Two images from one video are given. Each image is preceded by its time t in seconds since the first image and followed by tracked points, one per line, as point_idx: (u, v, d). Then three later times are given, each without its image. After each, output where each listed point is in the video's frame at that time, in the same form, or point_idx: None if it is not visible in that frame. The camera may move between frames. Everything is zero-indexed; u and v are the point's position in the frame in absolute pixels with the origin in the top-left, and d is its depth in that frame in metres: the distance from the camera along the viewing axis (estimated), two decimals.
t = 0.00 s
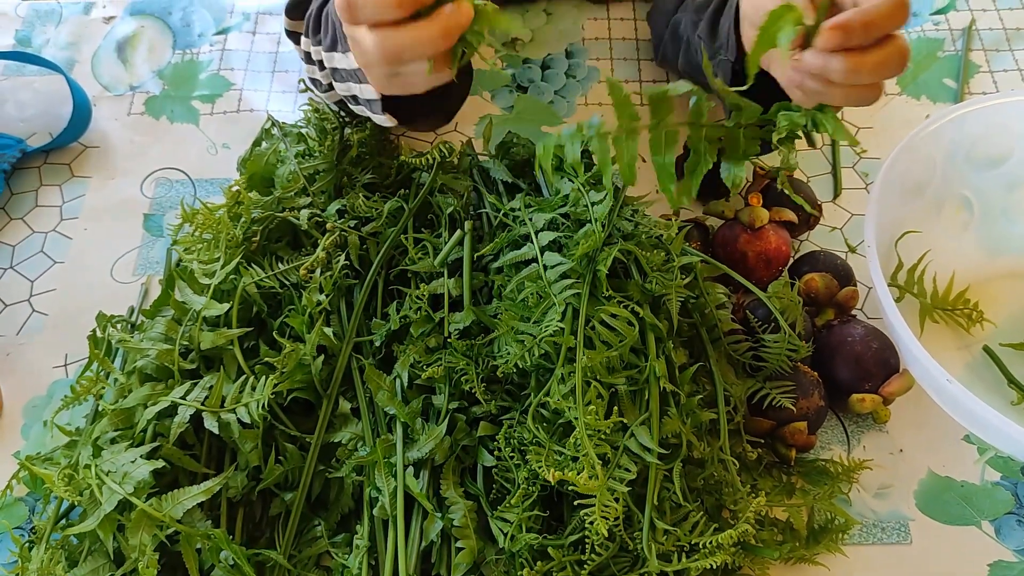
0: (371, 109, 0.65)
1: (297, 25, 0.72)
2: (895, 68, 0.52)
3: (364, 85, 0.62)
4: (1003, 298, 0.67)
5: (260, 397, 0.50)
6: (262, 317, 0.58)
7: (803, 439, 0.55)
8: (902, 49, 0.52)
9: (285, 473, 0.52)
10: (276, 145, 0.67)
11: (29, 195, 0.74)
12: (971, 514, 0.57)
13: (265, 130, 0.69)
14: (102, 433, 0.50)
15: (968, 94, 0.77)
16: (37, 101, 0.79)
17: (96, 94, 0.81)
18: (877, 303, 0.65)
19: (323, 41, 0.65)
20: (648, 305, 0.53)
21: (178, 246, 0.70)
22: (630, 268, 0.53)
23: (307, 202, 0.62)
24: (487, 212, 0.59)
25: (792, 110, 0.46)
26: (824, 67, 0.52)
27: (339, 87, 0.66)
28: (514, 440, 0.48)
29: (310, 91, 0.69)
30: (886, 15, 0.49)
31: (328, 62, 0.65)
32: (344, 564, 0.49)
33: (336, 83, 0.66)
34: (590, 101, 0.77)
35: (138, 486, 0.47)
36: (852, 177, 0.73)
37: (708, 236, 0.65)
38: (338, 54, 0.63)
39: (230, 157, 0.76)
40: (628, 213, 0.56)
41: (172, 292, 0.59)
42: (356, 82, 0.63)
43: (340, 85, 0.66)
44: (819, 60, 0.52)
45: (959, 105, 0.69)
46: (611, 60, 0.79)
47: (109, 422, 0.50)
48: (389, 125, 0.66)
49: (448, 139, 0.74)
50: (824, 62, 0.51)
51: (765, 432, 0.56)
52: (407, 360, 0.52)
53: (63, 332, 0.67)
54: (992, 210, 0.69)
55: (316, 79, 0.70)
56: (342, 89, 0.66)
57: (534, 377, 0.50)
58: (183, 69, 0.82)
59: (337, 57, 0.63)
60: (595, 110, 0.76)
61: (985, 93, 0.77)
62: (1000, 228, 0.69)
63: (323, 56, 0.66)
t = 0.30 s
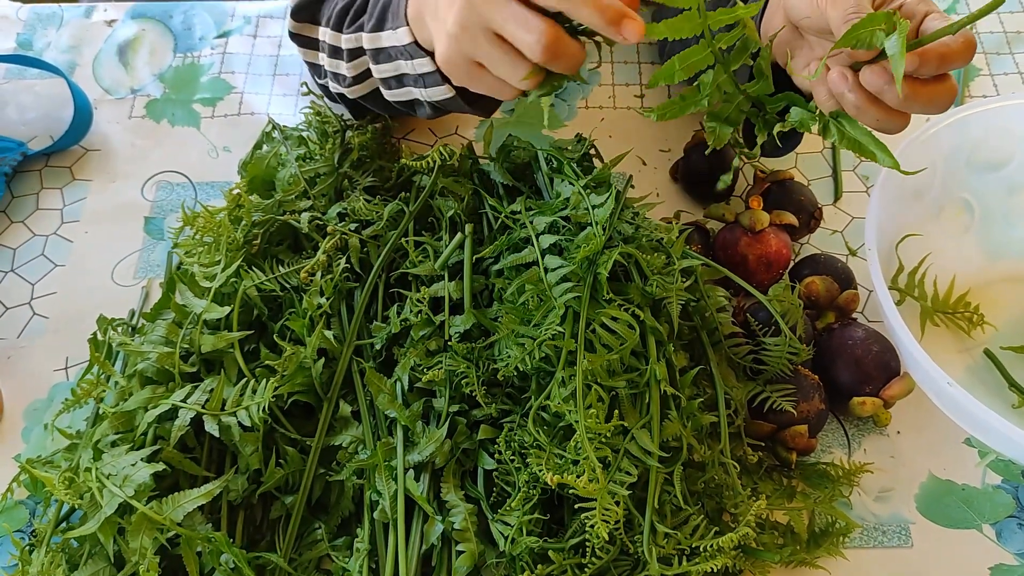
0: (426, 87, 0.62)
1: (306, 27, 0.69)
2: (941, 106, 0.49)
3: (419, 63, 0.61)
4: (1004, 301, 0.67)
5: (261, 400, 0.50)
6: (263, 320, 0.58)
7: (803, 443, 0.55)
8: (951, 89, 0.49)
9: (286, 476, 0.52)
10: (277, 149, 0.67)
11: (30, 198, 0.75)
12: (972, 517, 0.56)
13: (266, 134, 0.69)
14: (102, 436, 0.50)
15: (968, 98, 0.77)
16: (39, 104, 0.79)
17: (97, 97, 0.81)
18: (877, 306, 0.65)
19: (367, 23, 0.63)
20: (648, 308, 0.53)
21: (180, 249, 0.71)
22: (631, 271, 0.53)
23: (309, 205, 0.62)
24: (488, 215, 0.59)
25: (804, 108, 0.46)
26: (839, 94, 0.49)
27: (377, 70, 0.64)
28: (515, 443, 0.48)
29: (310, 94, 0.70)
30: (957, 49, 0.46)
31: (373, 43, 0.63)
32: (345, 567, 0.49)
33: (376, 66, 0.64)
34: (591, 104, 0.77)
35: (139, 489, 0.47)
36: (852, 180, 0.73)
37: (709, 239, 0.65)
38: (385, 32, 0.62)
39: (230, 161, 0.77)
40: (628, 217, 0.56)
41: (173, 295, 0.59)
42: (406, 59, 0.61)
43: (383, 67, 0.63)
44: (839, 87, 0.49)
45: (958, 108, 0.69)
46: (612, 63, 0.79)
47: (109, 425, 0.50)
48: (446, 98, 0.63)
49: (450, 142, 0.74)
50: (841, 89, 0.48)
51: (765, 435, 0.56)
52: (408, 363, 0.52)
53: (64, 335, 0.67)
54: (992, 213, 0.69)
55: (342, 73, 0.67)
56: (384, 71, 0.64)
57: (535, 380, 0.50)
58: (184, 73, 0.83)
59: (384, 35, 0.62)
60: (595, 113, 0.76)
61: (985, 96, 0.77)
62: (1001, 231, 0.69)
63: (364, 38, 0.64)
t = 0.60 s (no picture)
0: (439, 96, 0.62)
1: (309, 29, 0.70)
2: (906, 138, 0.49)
3: (432, 73, 0.60)
4: (1005, 303, 0.67)
5: (262, 402, 0.50)
6: (263, 322, 0.58)
7: (804, 445, 0.55)
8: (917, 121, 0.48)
9: (286, 478, 0.52)
10: (277, 151, 0.67)
11: (31, 200, 0.75)
12: (972, 520, 0.56)
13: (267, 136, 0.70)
14: (102, 438, 0.50)
15: (969, 100, 0.77)
16: (39, 105, 0.79)
17: (98, 99, 0.81)
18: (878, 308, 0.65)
19: (387, 30, 0.62)
20: (649, 311, 0.53)
21: (180, 251, 0.71)
22: (631, 274, 0.53)
23: (309, 207, 0.62)
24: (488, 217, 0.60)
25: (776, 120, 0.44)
26: (804, 115, 0.47)
27: (392, 77, 0.64)
28: (515, 445, 0.48)
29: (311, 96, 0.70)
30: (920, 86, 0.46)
31: (390, 49, 0.62)
32: (345, 570, 0.49)
33: (390, 72, 0.63)
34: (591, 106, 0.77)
35: (139, 491, 0.47)
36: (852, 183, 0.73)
37: (709, 242, 0.65)
38: (405, 40, 0.61)
39: (231, 163, 0.77)
40: (629, 219, 0.56)
41: (173, 297, 0.59)
42: (421, 67, 0.61)
43: (398, 73, 0.63)
44: (805, 107, 0.47)
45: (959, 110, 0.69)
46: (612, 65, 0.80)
47: (110, 427, 0.50)
48: (460, 108, 0.61)
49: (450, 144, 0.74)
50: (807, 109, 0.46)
51: (766, 438, 0.56)
52: (409, 365, 0.52)
53: (65, 337, 0.67)
54: (993, 215, 0.69)
55: (351, 78, 0.67)
56: (399, 78, 0.63)
57: (536, 382, 0.50)
58: (185, 75, 0.83)
59: (404, 42, 0.61)
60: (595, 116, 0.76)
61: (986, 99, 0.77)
62: (1002, 233, 0.69)
63: (381, 45, 0.63)
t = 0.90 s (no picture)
0: (428, 126, 0.59)
1: (311, 32, 0.69)
2: (829, 145, 0.51)
3: (422, 104, 0.57)
4: (1006, 304, 0.67)
5: (262, 404, 0.50)
6: (264, 324, 0.58)
7: (804, 447, 0.55)
8: (838, 130, 0.50)
9: (286, 480, 0.52)
10: (278, 152, 0.67)
11: (32, 202, 0.75)
12: (973, 521, 0.56)
13: (267, 137, 0.70)
14: (102, 440, 0.50)
15: (969, 101, 0.77)
16: (39, 107, 0.80)
17: (98, 100, 0.81)
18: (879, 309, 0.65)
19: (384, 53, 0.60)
20: (649, 312, 0.53)
21: (181, 253, 0.71)
22: (631, 275, 0.53)
23: (309, 209, 0.62)
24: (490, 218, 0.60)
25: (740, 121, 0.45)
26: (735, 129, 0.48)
27: (385, 100, 0.61)
28: (515, 447, 0.48)
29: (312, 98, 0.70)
30: (826, 101, 0.48)
31: (385, 73, 0.60)
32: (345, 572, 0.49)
33: (383, 95, 0.61)
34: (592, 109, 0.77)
35: (139, 493, 0.46)
36: (852, 184, 0.73)
37: (709, 244, 0.65)
38: (400, 66, 0.59)
39: (231, 165, 0.77)
40: (630, 220, 0.56)
41: (174, 298, 0.59)
42: (414, 97, 0.58)
43: (391, 99, 0.60)
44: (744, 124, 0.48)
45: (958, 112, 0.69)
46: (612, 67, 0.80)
47: (110, 429, 0.50)
48: (447, 142, 0.59)
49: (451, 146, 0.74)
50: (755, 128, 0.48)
51: (766, 439, 0.56)
52: (409, 367, 0.52)
53: (65, 339, 0.67)
54: (993, 217, 0.69)
55: (347, 91, 0.64)
56: (392, 103, 0.60)
57: (537, 384, 0.50)
58: (185, 76, 0.83)
59: (398, 69, 0.59)
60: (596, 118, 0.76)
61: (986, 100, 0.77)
62: (1002, 234, 0.69)
63: (377, 68, 0.60)
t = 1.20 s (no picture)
0: (427, 142, 0.59)
1: (312, 35, 0.69)
2: (817, 136, 0.49)
3: (422, 121, 0.57)
4: (1006, 305, 0.66)
5: (262, 405, 0.50)
6: (265, 325, 0.58)
7: (805, 448, 0.55)
8: (827, 120, 0.49)
9: (286, 481, 0.52)
10: (278, 153, 0.67)
11: (32, 203, 0.75)
12: (974, 522, 0.56)
13: (267, 139, 0.70)
14: (103, 441, 0.50)
15: (969, 102, 0.77)
16: (40, 108, 0.80)
17: (98, 102, 0.81)
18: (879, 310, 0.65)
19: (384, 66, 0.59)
20: (650, 313, 0.53)
21: (181, 254, 0.71)
22: (632, 276, 0.53)
23: (309, 210, 0.62)
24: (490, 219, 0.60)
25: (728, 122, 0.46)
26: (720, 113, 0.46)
27: (385, 113, 0.61)
28: (515, 448, 0.48)
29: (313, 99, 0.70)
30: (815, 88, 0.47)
31: (385, 87, 0.59)
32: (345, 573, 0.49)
33: (383, 108, 0.60)
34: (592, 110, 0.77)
35: (139, 494, 0.46)
36: (853, 185, 0.73)
37: (710, 245, 0.65)
38: (400, 82, 0.57)
39: (232, 166, 0.77)
40: (630, 222, 0.56)
41: (174, 299, 0.59)
42: (414, 114, 0.58)
43: (391, 112, 0.60)
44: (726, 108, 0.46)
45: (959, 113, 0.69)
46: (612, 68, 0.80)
47: (110, 430, 0.50)
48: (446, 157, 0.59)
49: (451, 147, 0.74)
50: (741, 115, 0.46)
51: (767, 440, 0.56)
52: (410, 367, 0.52)
53: (65, 340, 0.67)
54: (994, 218, 0.69)
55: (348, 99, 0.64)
56: (392, 117, 0.60)
57: (537, 385, 0.50)
58: (185, 78, 0.83)
59: (398, 85, 0.58)
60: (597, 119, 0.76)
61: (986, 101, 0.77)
62: (1003, 235, 0.69)
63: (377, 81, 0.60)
